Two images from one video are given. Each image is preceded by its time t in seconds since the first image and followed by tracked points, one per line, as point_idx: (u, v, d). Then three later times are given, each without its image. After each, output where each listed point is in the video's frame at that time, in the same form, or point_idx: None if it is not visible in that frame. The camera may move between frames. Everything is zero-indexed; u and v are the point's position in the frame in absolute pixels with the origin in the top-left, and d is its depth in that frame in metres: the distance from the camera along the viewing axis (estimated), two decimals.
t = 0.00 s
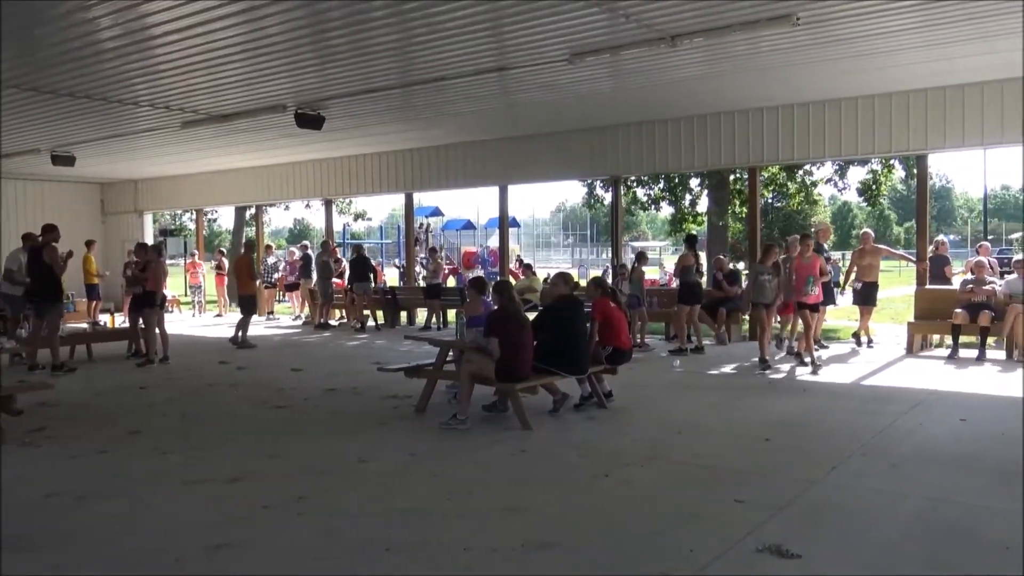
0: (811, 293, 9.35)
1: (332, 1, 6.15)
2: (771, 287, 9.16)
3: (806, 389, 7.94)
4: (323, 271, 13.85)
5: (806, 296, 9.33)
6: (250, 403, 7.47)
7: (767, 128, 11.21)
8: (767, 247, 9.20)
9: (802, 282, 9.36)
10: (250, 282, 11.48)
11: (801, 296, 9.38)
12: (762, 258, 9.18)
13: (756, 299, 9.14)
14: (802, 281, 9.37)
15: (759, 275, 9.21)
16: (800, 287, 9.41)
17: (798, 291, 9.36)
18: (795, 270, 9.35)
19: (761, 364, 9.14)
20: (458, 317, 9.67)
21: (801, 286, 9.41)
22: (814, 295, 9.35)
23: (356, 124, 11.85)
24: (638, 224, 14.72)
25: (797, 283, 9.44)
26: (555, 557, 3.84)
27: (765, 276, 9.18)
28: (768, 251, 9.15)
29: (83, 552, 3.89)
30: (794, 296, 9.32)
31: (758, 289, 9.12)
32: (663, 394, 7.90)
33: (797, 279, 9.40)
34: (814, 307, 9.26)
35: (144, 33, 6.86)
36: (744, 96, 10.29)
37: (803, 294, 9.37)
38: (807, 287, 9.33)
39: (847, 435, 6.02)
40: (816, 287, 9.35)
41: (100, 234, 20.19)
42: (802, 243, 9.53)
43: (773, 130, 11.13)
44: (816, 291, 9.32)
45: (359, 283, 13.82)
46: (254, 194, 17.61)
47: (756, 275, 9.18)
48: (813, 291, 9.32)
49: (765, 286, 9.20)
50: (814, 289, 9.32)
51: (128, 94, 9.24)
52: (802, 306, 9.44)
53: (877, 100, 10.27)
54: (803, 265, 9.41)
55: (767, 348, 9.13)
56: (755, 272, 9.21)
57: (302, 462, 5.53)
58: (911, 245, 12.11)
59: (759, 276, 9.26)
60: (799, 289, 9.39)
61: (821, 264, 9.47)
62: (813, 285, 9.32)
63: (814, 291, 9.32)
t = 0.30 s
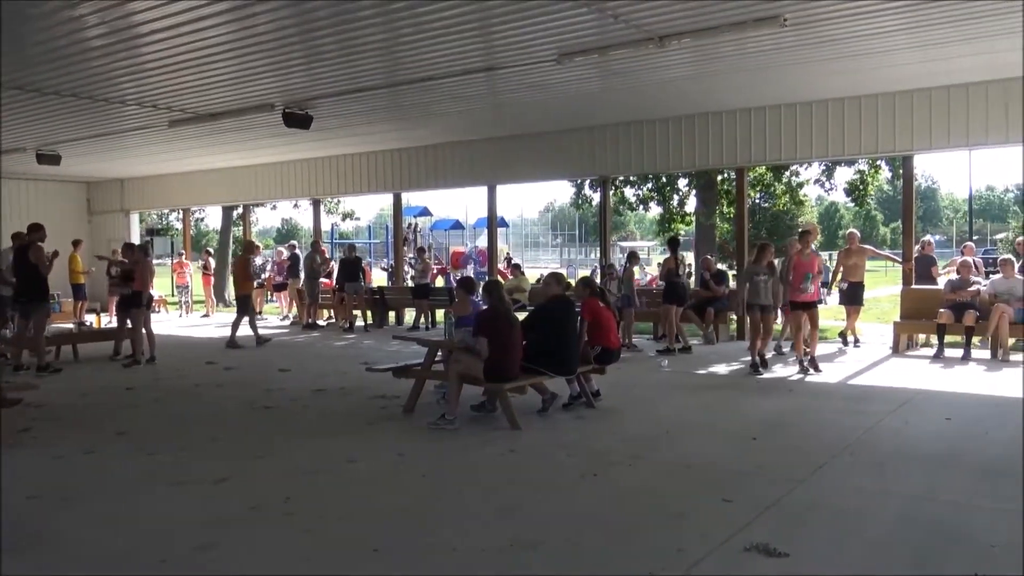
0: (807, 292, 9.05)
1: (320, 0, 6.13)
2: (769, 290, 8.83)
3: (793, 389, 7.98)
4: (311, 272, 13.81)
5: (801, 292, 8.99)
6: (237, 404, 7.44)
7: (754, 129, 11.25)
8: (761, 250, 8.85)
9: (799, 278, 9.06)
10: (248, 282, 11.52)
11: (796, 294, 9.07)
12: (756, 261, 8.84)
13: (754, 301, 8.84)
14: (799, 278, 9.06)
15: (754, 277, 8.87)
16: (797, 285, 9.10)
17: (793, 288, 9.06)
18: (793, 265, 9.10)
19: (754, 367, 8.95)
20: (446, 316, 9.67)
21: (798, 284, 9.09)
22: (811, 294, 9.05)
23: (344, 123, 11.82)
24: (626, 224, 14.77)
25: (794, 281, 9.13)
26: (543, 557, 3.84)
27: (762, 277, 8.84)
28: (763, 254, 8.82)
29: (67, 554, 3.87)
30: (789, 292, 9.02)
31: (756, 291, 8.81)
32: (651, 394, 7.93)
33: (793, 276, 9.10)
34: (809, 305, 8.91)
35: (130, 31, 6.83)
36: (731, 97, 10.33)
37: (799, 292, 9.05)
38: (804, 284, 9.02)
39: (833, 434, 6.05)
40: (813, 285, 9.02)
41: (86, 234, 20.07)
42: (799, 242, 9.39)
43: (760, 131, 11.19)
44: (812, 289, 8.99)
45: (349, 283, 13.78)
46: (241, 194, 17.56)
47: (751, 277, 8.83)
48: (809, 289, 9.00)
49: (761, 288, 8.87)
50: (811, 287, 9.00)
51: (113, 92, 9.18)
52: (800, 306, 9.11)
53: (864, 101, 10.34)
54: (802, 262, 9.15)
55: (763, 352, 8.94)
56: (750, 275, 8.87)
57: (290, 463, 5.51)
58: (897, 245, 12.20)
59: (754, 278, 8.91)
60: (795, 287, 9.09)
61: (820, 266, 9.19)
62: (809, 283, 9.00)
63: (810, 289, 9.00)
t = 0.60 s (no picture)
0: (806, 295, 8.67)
1: None
2: (770, 292, 8.46)
3: (780, 388, 8.00)
4: (299, 272, 13.75)
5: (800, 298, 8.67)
6: (224, 404, 7.40)
7: (741, 130, 11.29)
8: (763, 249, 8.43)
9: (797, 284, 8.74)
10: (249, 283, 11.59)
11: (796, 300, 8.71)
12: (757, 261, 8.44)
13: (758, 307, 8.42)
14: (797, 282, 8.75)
15: (757, 279, 8.47)
16: (796, 290, 8.76)
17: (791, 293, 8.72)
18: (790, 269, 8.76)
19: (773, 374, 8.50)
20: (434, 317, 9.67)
21: (796, 289, 8.75)
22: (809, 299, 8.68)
23: (332, 123, 11.80)
24: (614, 224, 14.81)
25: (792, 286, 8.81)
26: (531, 557, 3.84)
27: (764, 279, 8.44)
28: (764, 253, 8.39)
29: (53, 555, 3.84)
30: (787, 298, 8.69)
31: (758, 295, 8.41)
32: (638, 394, 7.94)
33: (791, 280, 8.79)
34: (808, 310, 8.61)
35: (116, 30, 6.80)
36: (718, 97, 10.37)
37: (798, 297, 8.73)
38: (803, 290, 8.72)
39: (820, 433, 6.09)
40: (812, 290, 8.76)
41: (71, 234, 19.92)
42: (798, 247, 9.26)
43: (747, 131, 11.24)
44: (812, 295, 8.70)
45: (338, 283, 13.73)
46: (228, 194, 17.49)
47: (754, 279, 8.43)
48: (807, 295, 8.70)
49: (763, 290, 8.45)
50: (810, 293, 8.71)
51: (99, 91, 9.12)
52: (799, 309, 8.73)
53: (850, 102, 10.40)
54: (800, 266, 8.83)
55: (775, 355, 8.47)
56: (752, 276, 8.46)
57: (277, 464, 5.49)
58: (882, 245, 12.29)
59: (756, 280, 8.53)
60: (793, 292, 8.76)
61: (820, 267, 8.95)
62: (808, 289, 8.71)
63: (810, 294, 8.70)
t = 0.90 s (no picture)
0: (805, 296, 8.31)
1: None
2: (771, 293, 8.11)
3: (765, 388, 8.05)
4: (285, 272, 13.68)
5: (799, 298, 8.37)
6: (210, 405, 7.36)
7: (726, 130, 11.34)
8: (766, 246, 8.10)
9: (796, 284, 8.41)
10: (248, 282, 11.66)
11: (793, 300, 8.40)
12: (760, 259, 8.14)
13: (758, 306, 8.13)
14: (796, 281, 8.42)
15: (759, 277, 8.17)
16: (794, 289, 8.45)
17: (789, 292, 8.40)
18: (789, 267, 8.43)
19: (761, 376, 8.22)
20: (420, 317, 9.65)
21: (795, 288, 8.44)
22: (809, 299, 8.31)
23: (317, 123, 11.76)
24: (600, 225, 14.85)
25: (790, 285, 8.50)
26: (518, 557, 3.84)
27: (767, 277, 8.12)
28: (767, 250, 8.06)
29: (38, 558, 3.80)
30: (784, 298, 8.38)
31: (757, 294, 8.10)
32: (624, 394, 7.96)
33: (790, 279, 8.46)
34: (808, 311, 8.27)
35: (98, 29, 6.74)
36: (704, 98, 10.41)
37: (796, 297, 8.43)
38: (801, 290, 8.41)
39: (805, 432, 6.12)
40: (809, 291, 8.48)
41: (53, 234, 19.74)
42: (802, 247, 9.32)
43: (732, 132, 11.28)
44: (809, 295, 8.43)
45: (324, 283, 13.67)
46: (212, 194, 17.39)
47: (755, 276, 8.12)
48: (805, 296, 8.42)
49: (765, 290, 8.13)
50: (808, 294, 8.42)
51: (82, 90, 9.04)
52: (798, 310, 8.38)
53: (834, 103, 10.47)
54: (798, 265, 8.51)
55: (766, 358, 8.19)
56: (753, 274, 8.15)
57: (263, 465, 5.46)
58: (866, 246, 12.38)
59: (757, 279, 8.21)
60: (790, 292, 8.45)
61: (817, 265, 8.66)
62: (806, 289, 8.42)
63: (808, 295, 8.42)
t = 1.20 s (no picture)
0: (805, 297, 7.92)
1: None
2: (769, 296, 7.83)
3: (750, 387, 8.08)
4: (270, 273, 13.60)
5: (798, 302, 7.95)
6: (195, 407, 7.32)
7: (711, 131, 11.37)
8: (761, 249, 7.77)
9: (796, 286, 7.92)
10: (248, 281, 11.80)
11: (794, 304, 7.97)
12: (756, 263, 7.83)
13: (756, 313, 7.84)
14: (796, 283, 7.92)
15: (755, 283, 7.88)
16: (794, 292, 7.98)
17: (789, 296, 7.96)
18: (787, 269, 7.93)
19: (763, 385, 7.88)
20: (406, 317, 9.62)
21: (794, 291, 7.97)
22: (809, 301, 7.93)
23: (302, 123, 11.70)
24: (587, 225, 14.81)
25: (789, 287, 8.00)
26: (505, 557, 3.84)
27: (763, 283, 7.87)
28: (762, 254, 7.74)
29: (19, 562, 3.77)
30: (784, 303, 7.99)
31: (758, 300, 7.83)
32: (611, 394, 7.97)
33: (789, 281, 7.97)
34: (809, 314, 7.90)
35: (81, 28, 6.70)
36: (689, 99, 10.44)
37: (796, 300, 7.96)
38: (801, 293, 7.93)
39: (790, 431, 6.15)
40: (809, 292, 7.97)
41: (35, 235, 19.56)
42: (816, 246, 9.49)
43: (717, 133, 11.33)
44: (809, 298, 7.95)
45: (310, 284, 13.61)
46: (197, 195, 17.28)
47: (752, 283, 7.85)
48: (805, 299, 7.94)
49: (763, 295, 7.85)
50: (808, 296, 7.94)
51: (64, 89, 8.96)
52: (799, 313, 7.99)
53: (817, 104, 10.51)
54: (798, 265, 7.97)
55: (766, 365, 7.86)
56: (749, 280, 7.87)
57: (249, 467, 5.44)
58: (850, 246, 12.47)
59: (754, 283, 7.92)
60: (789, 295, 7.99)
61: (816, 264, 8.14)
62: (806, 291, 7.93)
63: (808, 297, 7.94)
